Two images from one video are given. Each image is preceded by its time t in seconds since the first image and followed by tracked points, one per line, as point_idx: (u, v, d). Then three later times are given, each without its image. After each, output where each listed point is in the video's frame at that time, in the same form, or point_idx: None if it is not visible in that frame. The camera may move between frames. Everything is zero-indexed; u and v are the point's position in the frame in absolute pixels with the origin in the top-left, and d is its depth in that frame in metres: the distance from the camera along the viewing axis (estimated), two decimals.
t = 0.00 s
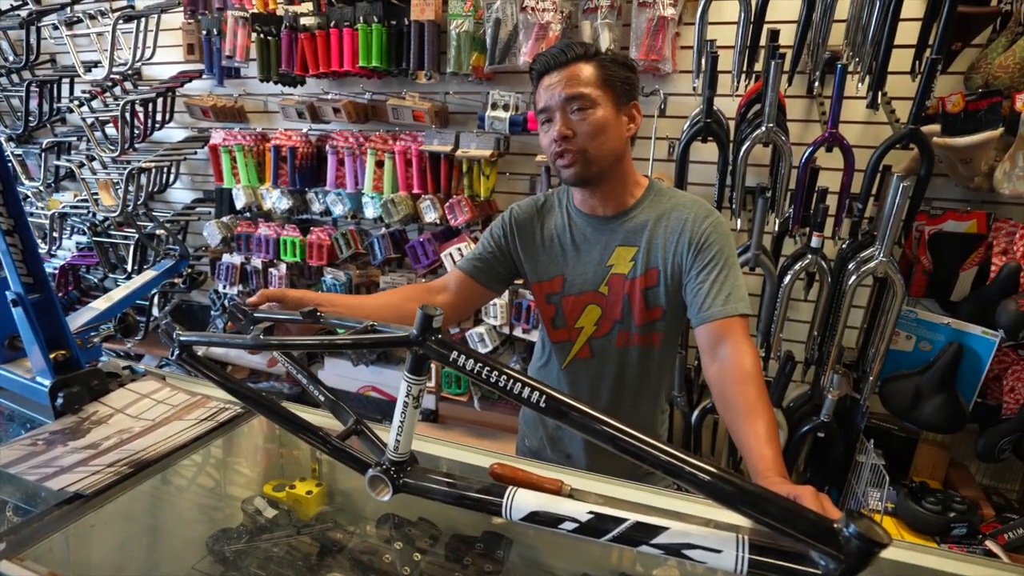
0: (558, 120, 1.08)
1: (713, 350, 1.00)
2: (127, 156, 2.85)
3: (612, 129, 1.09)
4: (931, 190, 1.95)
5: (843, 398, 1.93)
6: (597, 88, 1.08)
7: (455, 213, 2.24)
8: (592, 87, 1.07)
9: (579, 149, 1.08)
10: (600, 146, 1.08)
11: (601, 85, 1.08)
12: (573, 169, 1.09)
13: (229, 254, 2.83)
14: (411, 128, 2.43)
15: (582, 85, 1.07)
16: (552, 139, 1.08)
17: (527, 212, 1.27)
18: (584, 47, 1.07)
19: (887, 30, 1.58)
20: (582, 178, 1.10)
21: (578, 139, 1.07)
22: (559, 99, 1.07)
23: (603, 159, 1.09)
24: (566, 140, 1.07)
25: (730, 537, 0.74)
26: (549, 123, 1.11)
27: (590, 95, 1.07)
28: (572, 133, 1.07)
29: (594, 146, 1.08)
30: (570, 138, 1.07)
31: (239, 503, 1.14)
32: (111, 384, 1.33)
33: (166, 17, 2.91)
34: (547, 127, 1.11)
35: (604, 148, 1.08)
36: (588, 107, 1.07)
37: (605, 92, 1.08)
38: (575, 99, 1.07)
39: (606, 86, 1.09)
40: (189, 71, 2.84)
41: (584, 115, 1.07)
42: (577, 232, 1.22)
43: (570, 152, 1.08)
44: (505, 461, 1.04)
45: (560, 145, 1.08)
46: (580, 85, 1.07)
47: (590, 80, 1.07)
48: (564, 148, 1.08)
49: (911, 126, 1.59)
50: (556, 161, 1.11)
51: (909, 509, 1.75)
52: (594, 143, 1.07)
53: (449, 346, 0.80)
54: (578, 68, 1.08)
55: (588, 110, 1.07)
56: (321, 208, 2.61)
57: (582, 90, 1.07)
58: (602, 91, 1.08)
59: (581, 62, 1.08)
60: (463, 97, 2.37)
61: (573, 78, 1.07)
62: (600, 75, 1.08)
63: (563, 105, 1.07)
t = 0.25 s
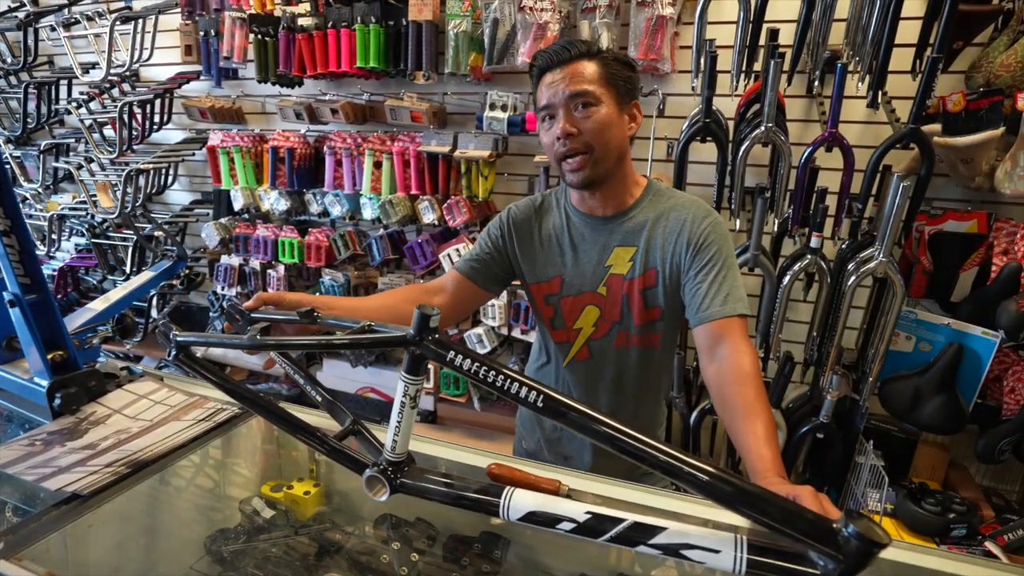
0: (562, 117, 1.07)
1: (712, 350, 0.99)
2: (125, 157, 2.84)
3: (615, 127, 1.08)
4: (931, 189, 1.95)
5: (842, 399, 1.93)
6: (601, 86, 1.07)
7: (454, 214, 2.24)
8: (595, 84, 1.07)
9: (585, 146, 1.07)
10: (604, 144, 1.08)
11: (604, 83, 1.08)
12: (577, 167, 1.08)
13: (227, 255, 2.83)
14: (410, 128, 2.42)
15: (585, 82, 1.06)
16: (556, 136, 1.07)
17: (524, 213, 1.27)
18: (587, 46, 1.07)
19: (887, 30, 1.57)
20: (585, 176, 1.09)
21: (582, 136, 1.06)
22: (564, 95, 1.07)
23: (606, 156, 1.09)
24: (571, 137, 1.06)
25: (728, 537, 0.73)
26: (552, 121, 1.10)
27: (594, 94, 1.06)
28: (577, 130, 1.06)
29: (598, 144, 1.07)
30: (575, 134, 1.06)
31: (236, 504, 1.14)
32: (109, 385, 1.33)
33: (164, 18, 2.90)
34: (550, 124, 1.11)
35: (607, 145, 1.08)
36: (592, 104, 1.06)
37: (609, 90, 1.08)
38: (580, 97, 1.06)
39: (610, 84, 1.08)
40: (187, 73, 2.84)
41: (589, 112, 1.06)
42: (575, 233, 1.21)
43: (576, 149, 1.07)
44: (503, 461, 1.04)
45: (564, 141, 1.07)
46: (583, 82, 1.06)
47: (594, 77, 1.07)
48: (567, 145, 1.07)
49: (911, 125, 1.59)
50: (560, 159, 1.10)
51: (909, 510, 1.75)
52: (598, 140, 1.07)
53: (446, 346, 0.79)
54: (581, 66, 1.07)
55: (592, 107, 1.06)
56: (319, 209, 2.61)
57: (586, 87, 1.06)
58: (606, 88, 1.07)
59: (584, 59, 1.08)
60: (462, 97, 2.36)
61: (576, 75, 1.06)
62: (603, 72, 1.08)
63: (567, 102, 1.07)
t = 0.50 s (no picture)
0: (563, 105, 1.06)
1: (712, 341, 0.99)
2: (125, 151, 2.84)
3: (615, 116, 1.07)
4: (935, 180, 1.94)
5: (844, 391, 1.92)
6: (601, 74, 1.06)
7: (454, 206, 2.22)
8: (596, 72, 1.06)
9: (586, 135, 1.06)
10: (604, 134, 1.07)
11: (604, 71, 1.07)
12: (578, 156, 1.07)
13: (229, 248, 2.83)
14: (410, 120, 2.41)
15: (585, 70, 1.05)
16: (557, 123, 1.06)
17: (521, 206, 1.26)
18: (587, 34, 1.06)
19: (891, 17, 1.56)
20: (585, 166, 1.08)
21: (582, 124, 1.05)
22: (564, 84, 1.06)
23: (606, 145, 1.08)
24: (572, 124, 1.06)
25: (729, 527, 0.73)
26: (551, 109, 1.09)
27: (594, 82, 1.06)
28: (578, 117, 1.05)
29: (598, 133, 1.07)
30: (576, 122, 1.05)
31: (238, 495, 1.14)
32: (110, 377, 1.33)
33: (163, 10, 2.89)
34: (549, 113, 1.10)
35: (607, 134, 1.07)
36: (593, 93, 1.06)
37: (609, 79, 1.07)
38: (580, 85, 1.05)
39: (609, 73, 1.08)
40: (186, 65, 2.83)
41: (590, 100, 1.05)
42: (573, 225, 1.21)
43: (575, 138, 1.06)
44: (505, 452, 1.04)
45: (564, 130, 1.06)
46: (583, 71, 1.05)
47: (594, 65, 1.06)
48: (568, 133, 1.06)
49: (915, 114, 1.58)
50: (559, 148, 1.09)
51: (911, 501, 1.74)
52: (599, 129, 1.06)
53: (446, 337, 0.79)
54: (581, 53, 1.06)
55: (593, 95, 1.05)
56: (320, 202, 2.58)
57: (586, 76, 1.05)
58: (606, 77, 1.07)
59: (583, 47, 1.07)
60: (462, 89, 2.35)
61: (575, 63, 1.05)
62: (603, 61, 1.07)
63: (568, 90, 1.06)
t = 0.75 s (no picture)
0: (563, 104, 1.06)
1: (712, 338, 0.99)
2: (128, 150, 2.85)
3: (615, 115, 1.07)
4: (938, 176, 1.93)
5: (847, 387, 1.92)
6: (601, 73, 1.06)
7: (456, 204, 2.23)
8: (596, 71, 1.06)
9: (586, 134, 1.06)
10: (605, 132, 1.07)
11: (604, 69, 1.07)
12: (578, 155, 1.07)
13: (232, 247, 2.84)
14: (412, 118, 2.41)
15: (586, 68, 1.05)
16: (557, 123, 1.06)
17: (523, 203, 1.24)
18: (586, 33, 1.07)
19: (893, 13, 1.55)
20: (586, 164, 1.08)
21: (583, 123, 1.05)
22: (564, 82, 1.05)
23: (606, 143, 1.08)
24: (573, 124, 1.05)
25: (732, 524, 0.73)
26: (551, 108, 1.08)
27: (594, 81, 1.05)
28: (579, 117, 1.05)
29: (598, 131, 1.06)
30: (577, 121, 1.05)
31: (242, 494, 1.14)
32: (114, 377, 1.33)
33: (165, 10, 2.90)
34: (549, 112, 1.09)
35: (607, 133, 1.07)
36: (593, 92, 1.05)
37: (609, 77, 1.07)
38: (581, 84, 1.05)
39: (609, 71, 1.08)
40: (189, 64, 2.83)
41: (590, 99, 1.05)
42: (573, 223, 1.21)
43: (575, 137, 1.06)
44: (508, 449, 1.04)
45: (565, 129, 1.05)
46: (583, 69, 1.05)
47: (594, 64, 1.06)
48: (569, 132, 1.05)
49: (917, 110, 1.57)
50: (558, 147, 1.09)
51: (915, 497, 1.74)
52: (600, 127, 1.06)
53: (449, 334, 0.80)
54: (581, 52, 1.06)
55: (593, 94, 1.05)
56: (322, 200, 2.60)
57: (586, 74, 1.05)
58: (606, 76, 1.07)
59: (583, 45, 1.07)
60: (464, 87, 2.35)
61: (575, 62, 1.05)
62: (602, 60, 1.07)
63: (568, 89, 1.05)
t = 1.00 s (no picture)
0: (565, 102, 1.06)
1: (712, 336, 0.99)
2: (128, 150, 2.85)
3: (616, 113, 1.08)
4: (937, 173, 1.94)
5: (847, 385, 1.92)
6: (603, 71, 1.06)
7: (456, 203, 2.23)
8: (598, 70, 1.06)
9: (587, 133, 1.06)
10: (606, 130, 1.07)
11: (606, 68, 1.07)
12: (579, 154, 1.07)
13: (232, 247, 2.84)
14: (412, 117, 2.41)
15: (588, 67, 1.05)
16: (558, 121, 1.06)
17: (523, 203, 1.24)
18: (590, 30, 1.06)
19: (892, 11, 1.55)
20: (587, 163, 1.08)
21: (585, 122, 1.05)
22: (566, 80, 1.05)
23: (607, 142, 1.08)
24: (574, 123, 1.05)
25: (733, 522, 0.73)
26: (553, 106, 1.08)
27: (596, 80, 1.05)
28: (580, 116, 1.05)
29: (600, 129, 1.06)
30: (578, 120, 1.05)
31: (243, 494, 1.15)
32: (114, 377, 1.34)
33: (164, 10, 2.90)
34: (551, 111, 1.09)
35: (608, 132, 1.07)
36: (595, 91, 1.05)
37: (611, 76, 1.07)
38: (582, 83, 1.05)
39: (611, 70, 1.08)
40: (188, 64, 2.83)
41: (592, 98, 1.05)
42: (574, 222, 1.21)
43: (576, 135, 1.06)
44: (508, 449, 1.04)
45: (566, 127, 1.06)
46: (586, 68, 1.05)
47: (596, 63, 1.06)
48: (569, 131, 1.06)
49: (916, 108, 1.57)
50: (559, 145, 1.09)
51: (915, 495, 1.75)
52: (601, 125, 1.06)
53: (449, 334, 0.80)
54: (583, 51, 1.06)
55: (596, 93, 1.05)
56: (322, 200, 2.60)
57: (589, 73, 1.05)
58: (608, 74, 1.07)
59: (585, 44, 1.07)
60: (464, 86, 2.35)
61: (577, 61, 1.05)
62: (605, 58, 1.07)
63: (570, 87, 1.06)
